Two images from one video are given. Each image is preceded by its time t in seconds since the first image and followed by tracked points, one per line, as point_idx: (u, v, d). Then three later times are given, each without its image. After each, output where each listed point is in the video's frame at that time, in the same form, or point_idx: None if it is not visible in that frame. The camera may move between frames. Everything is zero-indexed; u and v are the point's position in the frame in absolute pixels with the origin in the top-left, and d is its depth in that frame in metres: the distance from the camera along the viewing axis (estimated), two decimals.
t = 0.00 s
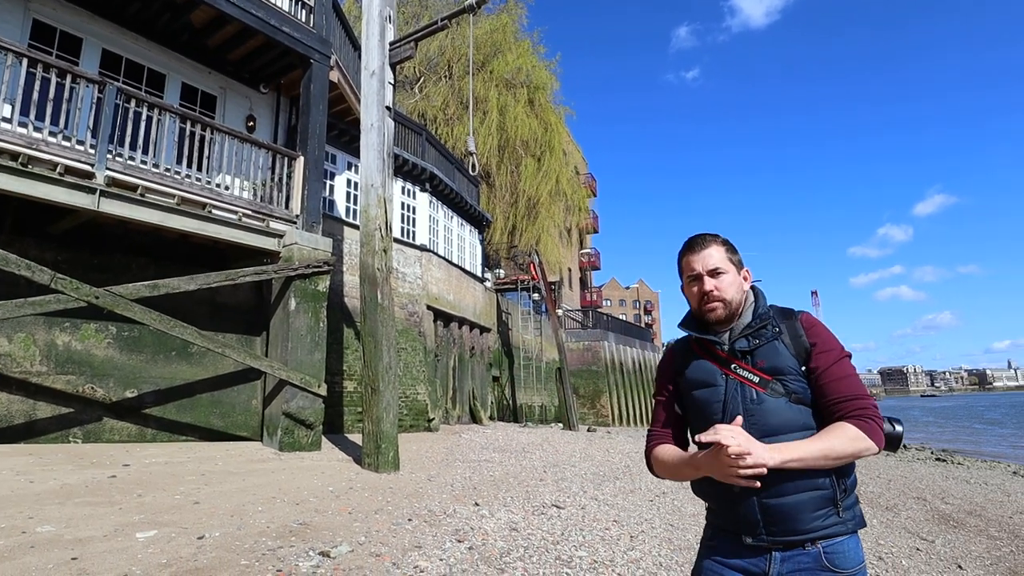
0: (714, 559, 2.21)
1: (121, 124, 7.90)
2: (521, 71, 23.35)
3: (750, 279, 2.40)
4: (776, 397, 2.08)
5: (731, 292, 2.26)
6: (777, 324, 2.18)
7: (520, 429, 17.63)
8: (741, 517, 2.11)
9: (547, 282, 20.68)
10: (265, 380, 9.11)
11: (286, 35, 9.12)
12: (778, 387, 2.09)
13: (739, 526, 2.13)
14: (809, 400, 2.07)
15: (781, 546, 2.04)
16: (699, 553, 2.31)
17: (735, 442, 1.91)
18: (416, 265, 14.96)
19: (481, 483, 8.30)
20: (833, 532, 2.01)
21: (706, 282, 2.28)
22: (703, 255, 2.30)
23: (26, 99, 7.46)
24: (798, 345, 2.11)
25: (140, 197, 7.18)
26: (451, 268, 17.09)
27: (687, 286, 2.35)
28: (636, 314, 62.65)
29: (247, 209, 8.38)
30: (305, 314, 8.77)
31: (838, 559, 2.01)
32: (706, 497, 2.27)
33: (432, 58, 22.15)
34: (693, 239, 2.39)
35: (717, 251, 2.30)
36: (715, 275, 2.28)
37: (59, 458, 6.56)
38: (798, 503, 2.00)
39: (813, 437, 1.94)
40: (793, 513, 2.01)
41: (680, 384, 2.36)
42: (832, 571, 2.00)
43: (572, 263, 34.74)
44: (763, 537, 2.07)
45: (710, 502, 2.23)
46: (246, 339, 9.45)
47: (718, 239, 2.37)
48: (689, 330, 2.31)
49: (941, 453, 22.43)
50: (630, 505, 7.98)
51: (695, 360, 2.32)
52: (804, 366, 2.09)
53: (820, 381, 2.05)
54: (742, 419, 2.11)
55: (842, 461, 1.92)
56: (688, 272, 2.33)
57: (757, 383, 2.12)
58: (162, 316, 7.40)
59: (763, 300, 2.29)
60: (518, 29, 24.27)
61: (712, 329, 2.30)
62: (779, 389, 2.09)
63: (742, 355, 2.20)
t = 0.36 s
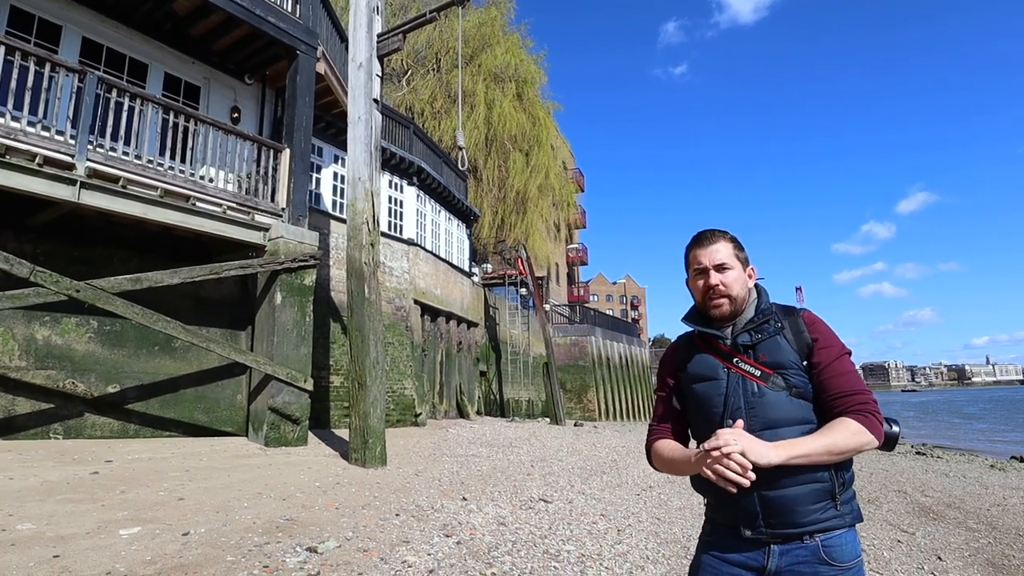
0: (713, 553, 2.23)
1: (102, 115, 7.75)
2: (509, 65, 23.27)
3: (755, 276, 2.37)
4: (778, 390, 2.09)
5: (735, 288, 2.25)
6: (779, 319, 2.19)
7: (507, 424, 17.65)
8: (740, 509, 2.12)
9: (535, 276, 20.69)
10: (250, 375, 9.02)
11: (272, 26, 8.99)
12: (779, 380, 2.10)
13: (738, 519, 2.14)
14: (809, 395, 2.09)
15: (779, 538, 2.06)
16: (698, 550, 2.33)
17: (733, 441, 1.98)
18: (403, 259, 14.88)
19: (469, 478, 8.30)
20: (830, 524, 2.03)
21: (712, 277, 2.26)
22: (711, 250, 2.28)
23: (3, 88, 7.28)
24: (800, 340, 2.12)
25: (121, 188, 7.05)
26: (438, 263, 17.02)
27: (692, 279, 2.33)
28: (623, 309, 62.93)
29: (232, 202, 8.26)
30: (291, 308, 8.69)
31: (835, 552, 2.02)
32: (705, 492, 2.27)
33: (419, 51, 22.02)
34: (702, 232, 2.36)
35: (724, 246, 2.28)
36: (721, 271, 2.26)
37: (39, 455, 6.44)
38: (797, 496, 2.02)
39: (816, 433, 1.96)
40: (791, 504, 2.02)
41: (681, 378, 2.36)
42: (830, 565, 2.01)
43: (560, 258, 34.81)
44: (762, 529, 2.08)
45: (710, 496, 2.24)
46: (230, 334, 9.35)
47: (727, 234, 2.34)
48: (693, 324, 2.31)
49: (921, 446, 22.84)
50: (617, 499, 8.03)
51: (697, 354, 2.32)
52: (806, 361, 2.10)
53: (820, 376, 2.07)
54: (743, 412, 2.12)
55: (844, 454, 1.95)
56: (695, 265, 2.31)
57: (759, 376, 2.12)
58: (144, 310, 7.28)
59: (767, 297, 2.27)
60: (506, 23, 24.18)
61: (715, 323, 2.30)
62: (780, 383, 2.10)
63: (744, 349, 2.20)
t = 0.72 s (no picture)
0: (700, 546, 2.26)
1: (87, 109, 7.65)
2: (499, 62, 23.23)
3: (754, 272, 2.41)
4: (772, 381, 2.13)
5: (736, 282, 2.28)
6: (776, 314, 2.24)
7: (497, 421, 17.69)
8: (730, 500, 2.14)
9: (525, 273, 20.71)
10: (238, 371, 8.97)
11: (260, 20, 8.91)
12: (774, 372, 2.14)
13: (726, 510, 2.16)
14: (803, 388, 2.13)
15: (767, 531, 2.08)
16: (683, 541, 2.36)
17: (740, 446, 1.96)
18: (392, 256, 14.84)
19: (458, 476, 8.32)
20: (819, 519, 2.07)
21: (714, 269, 2.29)
22: (714, 243, 2.31)
23: None
24: (797, 335, 2.17)
25: (107, 183, 6.96)
26: (428, 259, 16.99)
27: (694, 271, 2.36)
28: (612, 306, 63.16)
29: (219, 197, 8.19)
30: (279, 304, 8.65)
31: (823, 548, 2.06)
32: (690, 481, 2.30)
33: (408, 47, 21.93)
34: (706, 226, 2.39)
35: (727, 240, 2.31)
36: (723, 264, 2.29)
37: (23, 452, 6.37)
38: (789, 489, 2.05)
39: (816, 427, 1.99)
40: (783, 496, 2.05)
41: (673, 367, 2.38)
42: (818, 561, 2.05)
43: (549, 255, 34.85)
44: (750, 521, 2.10)
45: (697, 486, 2.26)
46: (218, 330, 9.28)
47: (730, 229, 2.38)
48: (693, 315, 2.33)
49: (906, 443, 23.14)
50: (606, 495, 8.08)
51: (694, 345, 2.34)
52: (801, 355, 2.15)
53: (815, 370, 2.12)
54: (737, 402, 2.15)
55: (843, 450, 1.98)
56: (697, 257, 2.34)
57: (754, 367, 2.16)
58: (130, 306, 7.21)
59: (765, 292, 2.31)
60: (496, 19, 24.13)
61: (713, 315, 2.32)
62: (775, 374, 2.14)
63: (741, 340, 2.23)
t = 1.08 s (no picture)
0: (681, 545, 2.19)
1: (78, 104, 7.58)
2: (492, 59, 23.19)
3: (735, 273, 2.44)
4: (759, 373, 2.14)
5: (717, 282, 2.30)
6: (759, 310, 2.28)
7: (490, 418, 17.69)
8: (717, 493, 2.10)
9: (518, 271, 20.71)
10: (229, 369, 8.94)
11: (253, 16, 8.86)
12: (761, 365, 2.15)
13: (712, 504, 2.12)
14: (788, 382, 2.15)
15: (753, 526, 2.06)
16: (659, 538, 2.29)
17: (746, 440, 1.92)
18: (385, 253, 14.81)
19: (451, 473, 8.33)
20: (801, 514, 2.08)
21: (695, 269, 2.29)
22: (696, 242, 2.31)
23: None
24: (781, 331, 2.22)
25: (99, 179, 6.91)
26: (420, 257, 16.97)
27: (675, 270, 2.36)
28: (604, 304, 63.29)
29: (212, 193, 8.15)
30: (271, 301, 8.62)
31: (805, 546, 2.08)
32: (668, 476, 2.25)
33: (401, 44, 21.86)
34: (687, 225, 2.38)
35: (709, 240, 2.32)
36: (704, 263, 2.30)
37: (11, 449, 6.32)
38: (777, 478, 2.05)
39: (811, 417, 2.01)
40: (770, 488, 2.05)
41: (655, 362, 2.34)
42: (800, 559, 2.05)
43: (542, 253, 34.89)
44: (737, 515, 2.07)
45: (678, 479, 2.20)
46: (209, 327, 9.23)
47: (711, 229, 2.39)
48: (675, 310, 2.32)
49: (896, 441, 23.35)
50: (599, 493, 8.12)
51: (677, 339, 2.32)
52: (785, 350, 2.19)
53: (799, 365, 2.16)
54: (726, 394, 2.14)
55: (834, 441, 2.02)
56: (679, 256, 2.33)
57: (742, 358, 2.16)
58: (121, 303, 7.16)
59: (747, 292, 2.34)
60: (489, 16, 24.09)
61: (695, 312, 2.33)
62: (762, 367, 2.15)
63: (726, 334, 2.24)
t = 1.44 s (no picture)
0: (635, 550, 2.13)
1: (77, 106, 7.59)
2: (489, 62, 23.24)
3: (690, 277, 2.43)
4: (716, 375, 2.13)
5: (673, 284, 2.28)
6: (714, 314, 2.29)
7: (488, 420, 17.71)
8: (673, 496, 2.05)
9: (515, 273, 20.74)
10: (226, 370, 8.93)
11: (252, 18, 8.87)
12: (717, 367, 2.15)
13: (667, 508, 2.07)
14: (741, 385, 2.16)
15: (707, 528, 2.03)
16: (612, 545, 2.22)
17: (720, 437, 1.88)
18: (382, 255, 14.82)
19: (448, 475, 8.34)
20: (754, 516, 2.07)
21: (653, 269, 2.27)
22: (655, 242, 2.29)
23: None
24: (736, 334, 2.23)
25: (98, 180, 6.91)
26: (417, 258, 16.99)
27: (633, 269, 2.32)
28: (601, 306, 63.39)
29: (210, 195, 8.15)
30: (269, 303, 8.62)
31: (758, 547, 2.06)
32: (621, 481, 2.17)
33: (398, 46, 21.88)
34: (647, 225, 2.36)
35: (668, 241, 2.30)
36: (662, 264, 2.28)
37: (8, 451, 6.31)
38: (734, 478, 2.04)
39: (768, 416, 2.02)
40: (724, 490, 2.03)
41: (610, 364, 2.28)
42: (753, 560, 2.04)
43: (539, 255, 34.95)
44: (693, 517, 2.03)
45: (632, 482, 2.14)
46: (206, 328, 9.24)
47: (670, 231, 2.38)
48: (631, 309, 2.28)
49: (893, 443, 23.44)
50: (597, 496, 8.14)
51: (633, 340, 2.27)
52: (739, 353, 2.20)
53: (753, 369, 2.17)
54: (684, 395, 2.11)
55: (789, 442, 2.03)
56: (637, 255, 2.30)
57: (699, 360, 2.15)
58: (119, 304, 7.16)
59: (701, 295, 2.35)
60: (486, 19, 24.14)
61: (651, 312, 2.29)
62: (718, 369, 2.14)
63: (683, 336, 2.22)
